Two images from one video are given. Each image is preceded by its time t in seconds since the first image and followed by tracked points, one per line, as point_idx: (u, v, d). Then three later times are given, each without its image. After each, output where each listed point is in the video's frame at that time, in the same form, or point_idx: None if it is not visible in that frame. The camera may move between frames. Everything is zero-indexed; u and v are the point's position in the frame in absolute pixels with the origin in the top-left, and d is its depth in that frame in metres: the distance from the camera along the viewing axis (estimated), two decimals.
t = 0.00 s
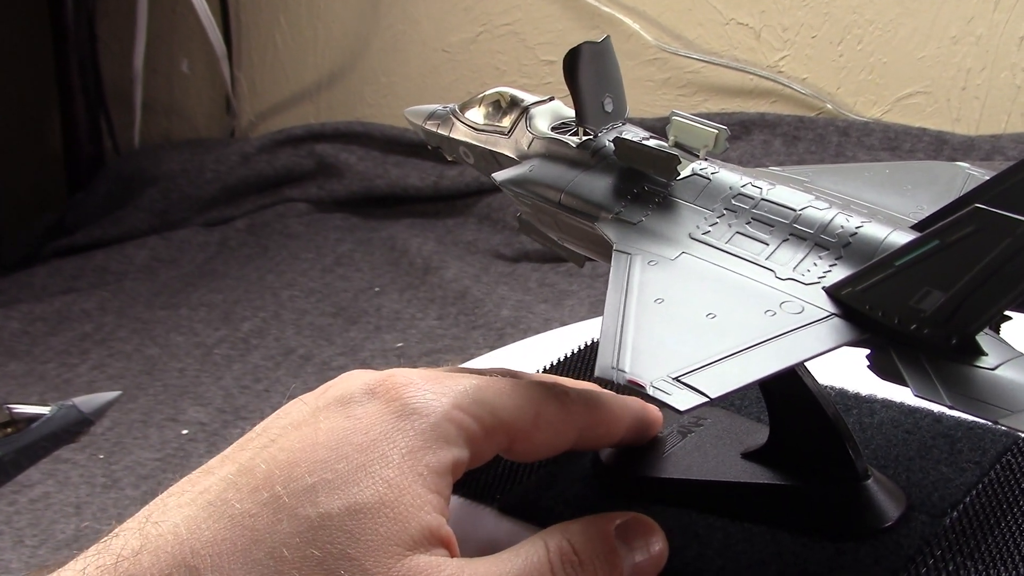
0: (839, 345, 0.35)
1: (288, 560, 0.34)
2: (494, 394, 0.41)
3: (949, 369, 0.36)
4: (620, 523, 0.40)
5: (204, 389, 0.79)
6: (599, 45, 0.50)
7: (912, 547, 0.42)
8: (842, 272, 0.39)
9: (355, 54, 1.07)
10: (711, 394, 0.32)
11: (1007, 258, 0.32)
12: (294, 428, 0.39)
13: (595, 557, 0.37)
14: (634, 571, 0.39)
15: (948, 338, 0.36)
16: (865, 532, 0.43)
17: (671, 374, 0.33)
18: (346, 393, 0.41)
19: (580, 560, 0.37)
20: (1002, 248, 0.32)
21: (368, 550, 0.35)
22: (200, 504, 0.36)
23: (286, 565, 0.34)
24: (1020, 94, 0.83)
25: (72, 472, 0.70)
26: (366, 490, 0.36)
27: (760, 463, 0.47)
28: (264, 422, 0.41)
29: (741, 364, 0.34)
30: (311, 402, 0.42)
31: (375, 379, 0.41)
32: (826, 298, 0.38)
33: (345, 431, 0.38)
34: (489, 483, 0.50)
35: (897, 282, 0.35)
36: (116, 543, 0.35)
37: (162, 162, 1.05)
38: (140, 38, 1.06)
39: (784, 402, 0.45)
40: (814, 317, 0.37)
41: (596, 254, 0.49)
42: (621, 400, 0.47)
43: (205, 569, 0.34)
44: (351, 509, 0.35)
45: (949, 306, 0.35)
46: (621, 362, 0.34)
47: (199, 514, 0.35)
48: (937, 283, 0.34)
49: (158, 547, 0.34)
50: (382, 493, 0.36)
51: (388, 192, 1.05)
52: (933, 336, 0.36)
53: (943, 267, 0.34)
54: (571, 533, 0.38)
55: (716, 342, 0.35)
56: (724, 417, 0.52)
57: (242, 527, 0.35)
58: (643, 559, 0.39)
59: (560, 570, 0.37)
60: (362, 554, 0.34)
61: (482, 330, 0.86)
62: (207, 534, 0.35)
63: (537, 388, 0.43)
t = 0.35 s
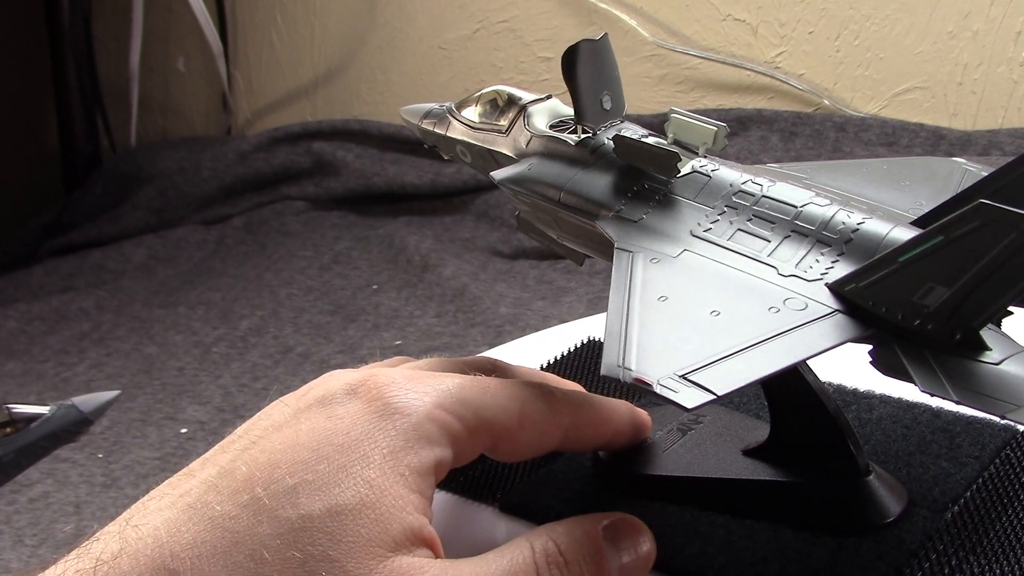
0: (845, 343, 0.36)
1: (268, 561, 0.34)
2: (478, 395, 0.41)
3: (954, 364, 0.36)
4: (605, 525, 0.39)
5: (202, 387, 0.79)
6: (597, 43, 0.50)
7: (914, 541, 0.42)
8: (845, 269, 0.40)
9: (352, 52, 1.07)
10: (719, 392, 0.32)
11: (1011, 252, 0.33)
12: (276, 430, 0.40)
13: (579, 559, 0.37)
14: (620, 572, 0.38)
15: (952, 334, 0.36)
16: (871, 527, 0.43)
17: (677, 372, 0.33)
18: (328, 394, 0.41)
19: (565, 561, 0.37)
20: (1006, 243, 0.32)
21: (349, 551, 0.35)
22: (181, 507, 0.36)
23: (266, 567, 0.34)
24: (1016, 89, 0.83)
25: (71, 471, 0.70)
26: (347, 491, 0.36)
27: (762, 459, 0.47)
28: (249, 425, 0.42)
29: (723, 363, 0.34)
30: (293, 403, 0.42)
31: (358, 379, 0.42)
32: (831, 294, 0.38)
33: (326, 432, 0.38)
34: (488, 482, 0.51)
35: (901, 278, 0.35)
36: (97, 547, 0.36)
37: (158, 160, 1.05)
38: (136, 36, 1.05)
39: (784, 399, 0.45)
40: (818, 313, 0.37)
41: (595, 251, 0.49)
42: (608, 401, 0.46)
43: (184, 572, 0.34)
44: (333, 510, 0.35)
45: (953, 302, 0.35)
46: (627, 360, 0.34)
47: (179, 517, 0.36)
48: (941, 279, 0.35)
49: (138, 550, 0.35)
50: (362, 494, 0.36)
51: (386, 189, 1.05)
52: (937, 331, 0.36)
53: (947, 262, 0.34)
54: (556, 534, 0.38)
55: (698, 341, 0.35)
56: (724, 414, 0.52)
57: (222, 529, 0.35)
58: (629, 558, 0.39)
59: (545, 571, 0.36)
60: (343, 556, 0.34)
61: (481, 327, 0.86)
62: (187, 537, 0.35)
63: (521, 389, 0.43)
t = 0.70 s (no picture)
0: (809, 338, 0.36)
1: (277, 548, 0.34)
2: (482, 387, 0.42)
3: (914, 368, 0.36)
4: (608, 513, 0.40)
5: (202, 385, 0.80)
6: (597, 38, 0.50)
7: (893, 541, 0.42)
8: (818, 268, 0.40)
9: (349, 49, 1.07)
10: (669, 387, 0.32)
11: (964, 257, 0.32)
12: (282, 423, 0.40)
13: (581, 545, 0.38)
14: (622, 561, 0.39)
15: (914, 337, 0.36)
16: (857, 526, 0.43)
17: (629, 366, 0.33)
18: (334, 387, 0.41)
19: (567, 548, 0.37)
20: (958, 246, 0.32)
21: (356, 538, 0.35)
22: (190, 495, 0.36)
23: (275, 553, 0.34)
24: (1013, 81, 0.83)
25: (71, 470, 0.70)
26: (354, 479, 0.36)
27: (751, 454, 0.47)
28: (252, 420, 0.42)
29: (721, 354, 0.34)
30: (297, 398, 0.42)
31: (363, 373, 0.42)
32: (801, 293, 0.38)
33: (332, 423, 0.39)
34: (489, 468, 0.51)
35: (864, 279, 0.36)
36: (107, 536, 0.36)
37: (156, 159, 1.05)
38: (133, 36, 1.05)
39: (775, 396, 0.46)
40: (787, 312, 0.37)
41: (590, 243, 0.50)
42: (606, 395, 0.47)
43: (194, 558, 0.34)
44: (339, 498, 0.36)
45: (913, 305, 0.35)
46: (584, 354, 0.35)
47: (189, 505, 0.36)
48: (901, 281, 0.35)
49: (148, 538, 0.34)
50: (369, 483, 0.36)
51: (384, 186, 1.05)
52: (900, 335, 0.36)
53: (906, 263, 0.34)
54: (558, 522, 0.38)
55: (696, 331, 0.35)
56: (726, 407, 0.52)
57: (230, 517, 0.35)
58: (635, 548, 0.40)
59: (546, 558, 0.37)
60: (350, 543, 0.35)
61: (479, 323, 0.86)
62: (197, 523, 0.35)
63: (524, 382, 0.43)
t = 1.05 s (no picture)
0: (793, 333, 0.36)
1: (294, 539, 0.35)
2: (478, 373, 0.43)
3: (895, 366, 0.36)
4: (613, 487, 0.40)
5: (204, 384, 0.80)
6: (595, 35, 0.50)
7: (882, 536, 0.43)
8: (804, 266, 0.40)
9: (349, 49, 1.08)
10: (647, 381, 0.34)
11: (939, 257, 0.32)
12: (284, 417, 0.41)
13: (588, 522, 0.38)
14: (628, 534, 0.39)
15: (894, 335, 0.36)
16: (848, 521, 0.43)
17: (612, 361, 0.35)
18: (333, 378, 0.42)
19: (576, 527, 0.38)
20: (934, 247, 0.32)
21: (371, 525, 0.36)
22: (201, 492, 0.37)
23: (292, 544, 0.35)
24: (1010, 77, 0.83)
25: (75, 469, 0.71)
26: (365, 467, 0.37)
27: (745, 448, 0.47)
28: (250, 415, 0.43)
29: (713, 346, 0.35)
30: (294, 390, 0.43)
31: (359, 364, 0.43)
32: (787, 290, 0.39)
33: (336, 414, 0.39)
34: (489, 460, 0.52)
35: (846, 275, 0.36)
36: (117, 535, 0.36)
37: (157, 159, 1.05)
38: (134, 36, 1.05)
39: (768, 392, 0.46)
40: (772, 308, 0.38)
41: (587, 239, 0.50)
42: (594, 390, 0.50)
43: (210, 554, 0.34)
44: (351, 486, 0.36)
45: (892, 304, 0.35)
46: (567, 349, 0.36)
47: (199, 502, 0.36)
48: (881, 280, 0.35)
49: (160, 535, 0.35)
50: (381, 470, 0.37)
51: (384, 185, 1.06)
52: (880, 333, 0.36)
53: (884, 262, 0.34)
54: (564, 500, 0.39)
55: (689, 326, 0.37)
56: (724, 403, 0.53)
57: (244, 511, 0.36)
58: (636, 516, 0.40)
59: (556, 536, 0.37)
60: (367, 530, 0.35)
61: (479, 321, 0.86)
62: (209, 520, 0.36)
63: (517, 371, 0.45)
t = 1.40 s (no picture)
0: (764, 335, 0.40)
1: (303, 520, 0.39)
2: (480, 372, 0.48)
3: (856, 372, 0.39)
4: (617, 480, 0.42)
5: (206, 383, 0.80)
6: (597, 37, 0.56)
7: (860, 537, 0.46)
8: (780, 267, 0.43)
9: (348, 49, 1.08)
10: (605, 376, 0.36)
11: (889, 266, 0.35)
12: (293, 411, 0.45)
13: (593, 510, 0.40)
14: (637, 525, 0.41)
15: (857, 340, 0.39)
16: (833, 521, 0.47)
17: (574, 357, 0.38)
18: (342, 377, 0.47)
19: (581, 514, 0.40)
20: (884, 257, 0.35)
21: (378, 508, 0.39)
22: (213, 480, 0.41)
23: (299, 525, 0.39)
24: (1006, 75, 0.86)
25: (78, 468, 0.71)
26: (373, 455, 0.41)
27: (737, 446, 0.51)
28: (262, 413, 0.47)
29: (678, 344, 0.38)
30: (306, 390, 0.47)
31: (367, 365, 0.48)
32: (760, 293, 0.42)
33: (347, 407, 0.44)
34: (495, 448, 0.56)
35: (811, 280, 0.39)
36: (137, 517, 0.41)
37: (159, 159, 1.06)
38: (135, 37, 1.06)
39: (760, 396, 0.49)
40: (742, 310, 0.41)
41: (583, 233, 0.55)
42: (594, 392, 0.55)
43: (220, 535, 0.38)
44: (359, 471, 0.41)
45: (854, 308, 0.38)
46: (534, 344, 0.39)
47: (210, 489, 0.40)
48: (841, 286, 0.37)
49: (175, 520, 0.39)
50: (388, 458, 0.42)
51: (384, 184, 1.06)
52: (846, 337, 0.39)
53: (841, 270, 0.37)
54: (571, 490, 0.41)
55: (658, 325, 0.40)
56: (727, 399, 0.57)
57: (254, 496, 0.40)
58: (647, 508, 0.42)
59: (561, 523, 0.40)
60: (373, 512, 0.39)
61: (480, 320, 0.86)
62: (219, 506, 0.39)
63: (520, 368, 0.50)
